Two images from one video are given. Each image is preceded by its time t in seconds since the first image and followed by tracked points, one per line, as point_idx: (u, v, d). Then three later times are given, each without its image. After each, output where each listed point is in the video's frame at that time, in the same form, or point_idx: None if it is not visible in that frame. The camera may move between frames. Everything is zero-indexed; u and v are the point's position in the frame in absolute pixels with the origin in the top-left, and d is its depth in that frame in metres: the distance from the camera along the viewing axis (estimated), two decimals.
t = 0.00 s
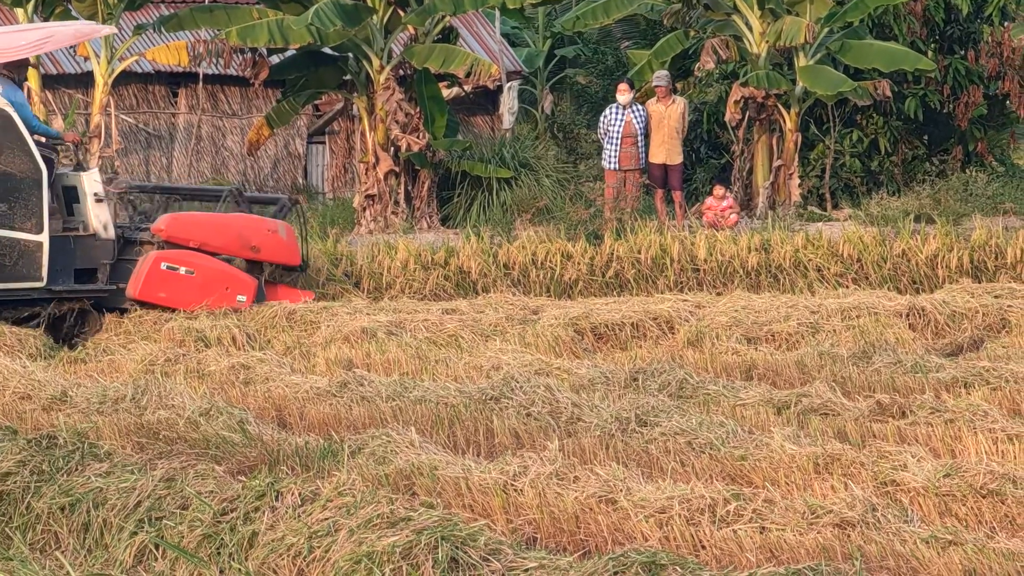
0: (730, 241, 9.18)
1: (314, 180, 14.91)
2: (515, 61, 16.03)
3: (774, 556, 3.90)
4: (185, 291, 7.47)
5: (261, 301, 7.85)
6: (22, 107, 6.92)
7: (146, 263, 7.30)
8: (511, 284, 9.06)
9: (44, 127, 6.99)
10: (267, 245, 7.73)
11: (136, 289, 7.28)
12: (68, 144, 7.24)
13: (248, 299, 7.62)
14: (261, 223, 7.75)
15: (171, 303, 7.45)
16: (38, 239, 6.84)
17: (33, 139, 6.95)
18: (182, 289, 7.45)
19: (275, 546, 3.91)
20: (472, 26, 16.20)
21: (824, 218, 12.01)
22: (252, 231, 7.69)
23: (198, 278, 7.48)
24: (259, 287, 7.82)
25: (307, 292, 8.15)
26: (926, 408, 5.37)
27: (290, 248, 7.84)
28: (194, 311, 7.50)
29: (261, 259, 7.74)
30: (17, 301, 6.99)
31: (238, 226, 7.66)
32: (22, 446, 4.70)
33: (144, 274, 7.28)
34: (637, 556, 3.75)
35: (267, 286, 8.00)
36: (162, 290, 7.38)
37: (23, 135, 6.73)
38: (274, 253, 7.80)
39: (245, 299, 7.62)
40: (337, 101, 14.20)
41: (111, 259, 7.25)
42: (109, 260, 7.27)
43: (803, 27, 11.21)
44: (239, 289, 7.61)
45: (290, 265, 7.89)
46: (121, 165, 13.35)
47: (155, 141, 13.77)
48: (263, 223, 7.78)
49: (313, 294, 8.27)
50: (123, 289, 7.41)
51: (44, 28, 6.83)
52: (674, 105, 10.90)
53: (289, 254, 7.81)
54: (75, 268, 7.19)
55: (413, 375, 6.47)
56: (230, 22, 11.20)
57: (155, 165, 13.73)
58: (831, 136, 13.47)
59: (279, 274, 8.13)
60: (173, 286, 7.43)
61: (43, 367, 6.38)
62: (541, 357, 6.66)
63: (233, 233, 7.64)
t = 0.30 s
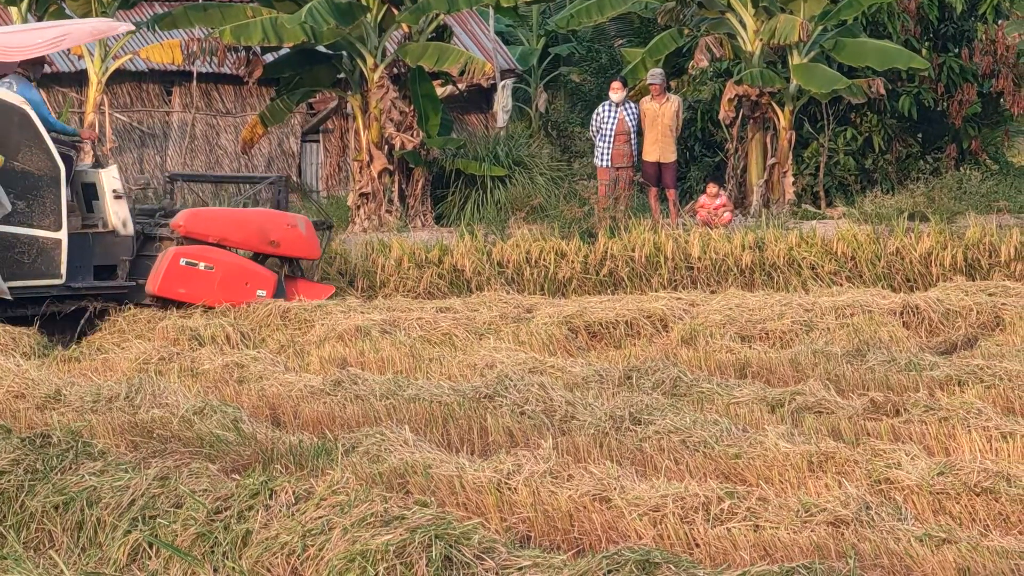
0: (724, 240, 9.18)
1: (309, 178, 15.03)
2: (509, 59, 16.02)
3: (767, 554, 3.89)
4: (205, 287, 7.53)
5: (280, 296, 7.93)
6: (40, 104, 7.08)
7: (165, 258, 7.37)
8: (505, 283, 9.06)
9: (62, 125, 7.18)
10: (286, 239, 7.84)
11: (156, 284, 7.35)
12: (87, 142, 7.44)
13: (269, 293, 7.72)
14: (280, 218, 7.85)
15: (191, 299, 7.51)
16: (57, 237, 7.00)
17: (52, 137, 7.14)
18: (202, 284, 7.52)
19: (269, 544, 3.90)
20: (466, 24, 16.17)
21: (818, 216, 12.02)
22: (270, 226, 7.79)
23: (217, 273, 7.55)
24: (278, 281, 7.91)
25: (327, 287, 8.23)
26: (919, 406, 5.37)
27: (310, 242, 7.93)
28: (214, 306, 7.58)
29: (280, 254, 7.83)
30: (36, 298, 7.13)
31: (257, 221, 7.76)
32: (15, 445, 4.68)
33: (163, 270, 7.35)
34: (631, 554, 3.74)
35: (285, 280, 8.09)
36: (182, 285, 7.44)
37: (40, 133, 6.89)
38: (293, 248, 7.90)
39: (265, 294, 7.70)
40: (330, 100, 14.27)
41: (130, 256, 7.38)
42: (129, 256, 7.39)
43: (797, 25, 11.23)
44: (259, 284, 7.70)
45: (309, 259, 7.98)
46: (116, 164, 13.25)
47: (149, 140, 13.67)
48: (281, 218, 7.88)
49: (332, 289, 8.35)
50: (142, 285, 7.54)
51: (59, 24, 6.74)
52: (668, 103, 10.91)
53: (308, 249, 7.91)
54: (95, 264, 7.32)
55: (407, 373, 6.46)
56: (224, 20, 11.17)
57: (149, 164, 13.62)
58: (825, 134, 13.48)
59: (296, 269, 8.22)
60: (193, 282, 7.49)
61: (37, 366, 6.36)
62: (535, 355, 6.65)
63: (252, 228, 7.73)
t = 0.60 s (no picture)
0: (718, 237, 9.18)
1: (302, 175, 15.04)
2: (502, 56, 16.00)
3: (761, 551, 3.89)
4: (228, 284, 7.60)
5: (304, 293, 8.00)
6: (64, 102, 7.27)
7: (189, 255, 7.46)
8: (499, 280, 9.06)
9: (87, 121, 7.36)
10: (310, 237, 7.86)
11: (179, 281, 7.42)
12: (109, 139, 7.62)
13: (292, 291, 7.78)
14: (305, 216, 7.89)
15: (214, 296, 7.58)
16: (81, 233, 7.09)
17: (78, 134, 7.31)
18: (226, 281, 7.59)
19: (263, 542, 3.89)
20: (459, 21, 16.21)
21: (811, 212, 12.03)
22: (295, 224, 7.84)
23: (241, 270, 7.62)
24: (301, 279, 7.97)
25: (351, 285, 8.29)
26: (913, 402, 5.37)
27: (334, 240, 7.97)
28: (238, 303, 7.63)
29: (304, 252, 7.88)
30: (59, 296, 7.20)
31: (282, 219, 7.81)
32: (8, 443, 4.67)
33: (187, 266, 7.43)
34: (625, 550, 3.73)
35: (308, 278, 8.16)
36: (205, 282, 7.52)
37: (66, 131, 7.00)
38: (317, 246, 7.94)
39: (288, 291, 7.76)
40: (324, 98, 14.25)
41: (154, 253, 7.54)
42: (153, 253, 7.54)
43: (791, 22, 11.22)
44: (282, 281, 7.77)
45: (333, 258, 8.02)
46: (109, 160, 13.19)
47: (143, 137, 13.63)
48: (306, 216, 7.91)
49: (356, 287, 8.42)
50: (166, 283, 7.67)
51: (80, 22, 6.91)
52: (661, 100, 10.88)
53: (332, 247, 7.94)
54: (119, 261, 7.47)
55: (400, 371, 6.45)
56: (217, 17, 11.18)
57: (142, 161, 13.58)
58: (819, 131, 13.49)
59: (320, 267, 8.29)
60: (216, 279, 7.57)
61: (31, 363, 6.34)
62: (529, 352, 6.65)
63: (275, 226, 7.78)
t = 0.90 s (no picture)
0: (711, 234, 9.18)
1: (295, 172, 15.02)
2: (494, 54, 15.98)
3: (754, 548, 3.88)
4: (251, 281, 7.68)
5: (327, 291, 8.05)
6: (86, 100, 7.33)
7: (211, 252, 7.55)
8: (492, 277, 9.06)
9: (109, 120, 7.41)
10: (332, 235, 7.94)
11: (202, 278, 7.52)
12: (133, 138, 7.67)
13: (315, 288, 7.86)
14: (327, 213, 7.98)
15: (237, 293, 7.66)
16: (102, 231, 7.14)
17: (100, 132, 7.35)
18: (248, 278, 7.66)
19: (256, 539, 3.88)
20: (452, 18, 16.17)
21: (804, 209, 12.04)
22: (317, 221, 7.93)
23: (263, 267, 7.70)
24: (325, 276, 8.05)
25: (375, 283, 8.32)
26: (906, 399, 5.37)
27: (356, 237, 8.03)
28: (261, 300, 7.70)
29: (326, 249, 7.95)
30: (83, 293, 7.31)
31: (304, 216, 7.90)
32: (1, 441, 4.65)
33: (209, 264, 7.53)
34: (618, 548, 3.73)
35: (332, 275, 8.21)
36: (227, 280, 7.60)
37: (89, 129, 7.05)
38: (340, 243, 8.01)
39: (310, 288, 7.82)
40: (317, 94, 14.21)
41: (176, 251, 7.55)
42: (175, 251, 7.56)
43: (784, 19, 11.19)
44: (305, 279, 7.85)
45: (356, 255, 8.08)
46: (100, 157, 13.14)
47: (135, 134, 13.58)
48: (328, 213, 8.00)
49: (380, 286, 8.45)
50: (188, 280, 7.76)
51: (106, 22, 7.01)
52: (653, 97, 10.92)
53: (355, 243, 8.01)
54: (141, 259, 7.51)
55: (393, 368, 6.43)
56: (210, 15, 11.17)
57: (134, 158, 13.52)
58: (811, 128, 13.49)
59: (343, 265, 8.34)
60: (238, 276, 7.65)
61: (24, 361, 6.33)
62: (522, 350, 6.64)
63: (297, 224, 7.88)
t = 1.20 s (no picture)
0: (702, 231, 9.18)
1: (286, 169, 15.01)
2: (486, 51, 15.96)
3: (746, 545, 3.88)
4: (272, 276, 7.74)
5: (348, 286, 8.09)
6: (104, 97, 7.47)
7: (230, 249, 7.63)
8: (483, 274, 9.09)
9: (127, 117, 7.51)
10: (352, 230, 8.06)
11: (222, 275, 7.59)
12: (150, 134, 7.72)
13: (335, 284, 7.90)
14: (346, 210, 8.11)
15: (257, 289, 7.71)
16: (121, 227, 7.19)
17: (119, 129, 7.45)
18: (268, 274, 7.72)
19: (248, 537, 3.86)
20: (444, 16, 16.17)
21: (795, 206, 12.06)
22: (336, 218, 8.05)
23: (283, 263, 7.75)
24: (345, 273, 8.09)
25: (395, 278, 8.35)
26: (898, 396, 5.37)
27: (375, 232, 8.13)
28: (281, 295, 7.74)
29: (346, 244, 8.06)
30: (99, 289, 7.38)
31: (324, 213, 8.03)
32: None
33: (229, 260, 7.60)
34: (610, 545, 3.72)
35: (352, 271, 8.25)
36: (247, 276, 7.66)
37: (104, 125, 7.15)
38: (360, 239, 8.12)
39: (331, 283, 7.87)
40: (308, 92, 14.23)
41: (195, 247, 7.59)
42: (194, 247, 7.60)
43: (775, 16, 11.19)
44: (325, 275, 7.89)
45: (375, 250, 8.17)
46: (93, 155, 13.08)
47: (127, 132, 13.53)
48: (348, 211, 8.13)
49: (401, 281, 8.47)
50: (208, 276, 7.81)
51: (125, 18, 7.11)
52: (645, 94, 10.91)
53: (373, 238, 8.10)
54: (159, 255, 7.53)
55: (385, 365, 6.42)
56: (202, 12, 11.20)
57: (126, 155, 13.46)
58: (803, 125, 13.51)
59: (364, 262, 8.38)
60: (258, 272, 7.71)
61: (15, 359, 6.30)
62: (513, 347, 6.63)
63: (317, 220, 7.99)
